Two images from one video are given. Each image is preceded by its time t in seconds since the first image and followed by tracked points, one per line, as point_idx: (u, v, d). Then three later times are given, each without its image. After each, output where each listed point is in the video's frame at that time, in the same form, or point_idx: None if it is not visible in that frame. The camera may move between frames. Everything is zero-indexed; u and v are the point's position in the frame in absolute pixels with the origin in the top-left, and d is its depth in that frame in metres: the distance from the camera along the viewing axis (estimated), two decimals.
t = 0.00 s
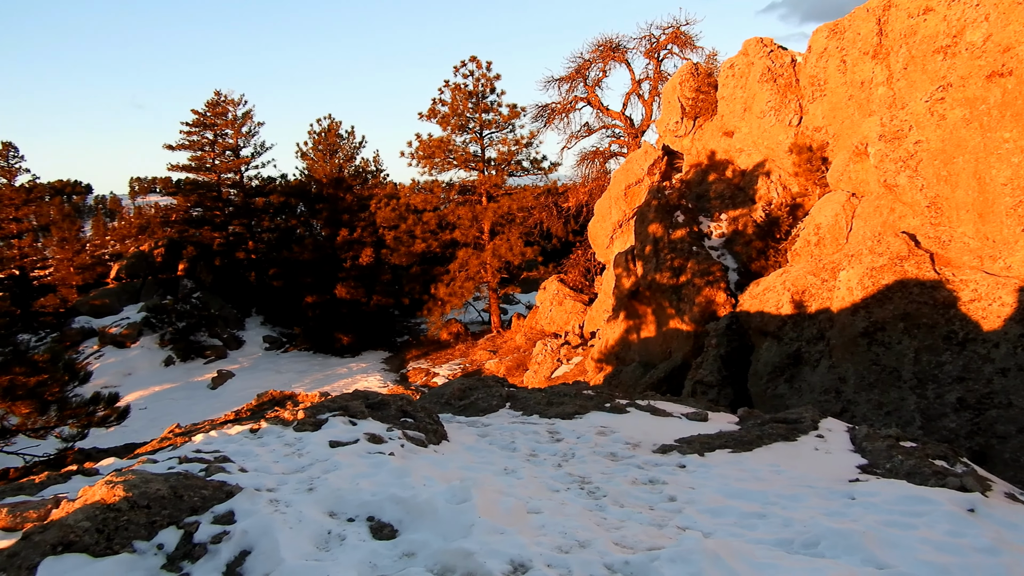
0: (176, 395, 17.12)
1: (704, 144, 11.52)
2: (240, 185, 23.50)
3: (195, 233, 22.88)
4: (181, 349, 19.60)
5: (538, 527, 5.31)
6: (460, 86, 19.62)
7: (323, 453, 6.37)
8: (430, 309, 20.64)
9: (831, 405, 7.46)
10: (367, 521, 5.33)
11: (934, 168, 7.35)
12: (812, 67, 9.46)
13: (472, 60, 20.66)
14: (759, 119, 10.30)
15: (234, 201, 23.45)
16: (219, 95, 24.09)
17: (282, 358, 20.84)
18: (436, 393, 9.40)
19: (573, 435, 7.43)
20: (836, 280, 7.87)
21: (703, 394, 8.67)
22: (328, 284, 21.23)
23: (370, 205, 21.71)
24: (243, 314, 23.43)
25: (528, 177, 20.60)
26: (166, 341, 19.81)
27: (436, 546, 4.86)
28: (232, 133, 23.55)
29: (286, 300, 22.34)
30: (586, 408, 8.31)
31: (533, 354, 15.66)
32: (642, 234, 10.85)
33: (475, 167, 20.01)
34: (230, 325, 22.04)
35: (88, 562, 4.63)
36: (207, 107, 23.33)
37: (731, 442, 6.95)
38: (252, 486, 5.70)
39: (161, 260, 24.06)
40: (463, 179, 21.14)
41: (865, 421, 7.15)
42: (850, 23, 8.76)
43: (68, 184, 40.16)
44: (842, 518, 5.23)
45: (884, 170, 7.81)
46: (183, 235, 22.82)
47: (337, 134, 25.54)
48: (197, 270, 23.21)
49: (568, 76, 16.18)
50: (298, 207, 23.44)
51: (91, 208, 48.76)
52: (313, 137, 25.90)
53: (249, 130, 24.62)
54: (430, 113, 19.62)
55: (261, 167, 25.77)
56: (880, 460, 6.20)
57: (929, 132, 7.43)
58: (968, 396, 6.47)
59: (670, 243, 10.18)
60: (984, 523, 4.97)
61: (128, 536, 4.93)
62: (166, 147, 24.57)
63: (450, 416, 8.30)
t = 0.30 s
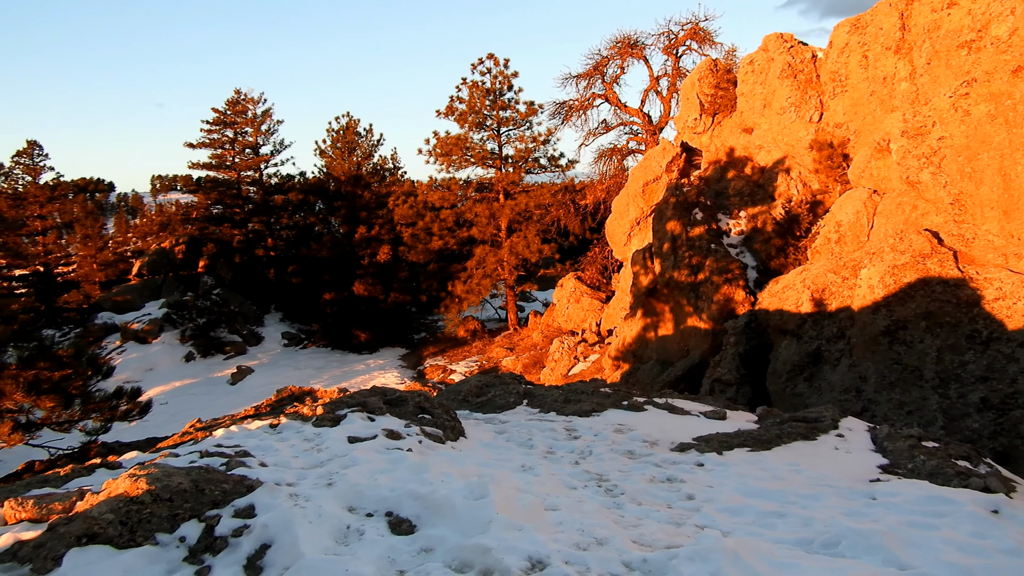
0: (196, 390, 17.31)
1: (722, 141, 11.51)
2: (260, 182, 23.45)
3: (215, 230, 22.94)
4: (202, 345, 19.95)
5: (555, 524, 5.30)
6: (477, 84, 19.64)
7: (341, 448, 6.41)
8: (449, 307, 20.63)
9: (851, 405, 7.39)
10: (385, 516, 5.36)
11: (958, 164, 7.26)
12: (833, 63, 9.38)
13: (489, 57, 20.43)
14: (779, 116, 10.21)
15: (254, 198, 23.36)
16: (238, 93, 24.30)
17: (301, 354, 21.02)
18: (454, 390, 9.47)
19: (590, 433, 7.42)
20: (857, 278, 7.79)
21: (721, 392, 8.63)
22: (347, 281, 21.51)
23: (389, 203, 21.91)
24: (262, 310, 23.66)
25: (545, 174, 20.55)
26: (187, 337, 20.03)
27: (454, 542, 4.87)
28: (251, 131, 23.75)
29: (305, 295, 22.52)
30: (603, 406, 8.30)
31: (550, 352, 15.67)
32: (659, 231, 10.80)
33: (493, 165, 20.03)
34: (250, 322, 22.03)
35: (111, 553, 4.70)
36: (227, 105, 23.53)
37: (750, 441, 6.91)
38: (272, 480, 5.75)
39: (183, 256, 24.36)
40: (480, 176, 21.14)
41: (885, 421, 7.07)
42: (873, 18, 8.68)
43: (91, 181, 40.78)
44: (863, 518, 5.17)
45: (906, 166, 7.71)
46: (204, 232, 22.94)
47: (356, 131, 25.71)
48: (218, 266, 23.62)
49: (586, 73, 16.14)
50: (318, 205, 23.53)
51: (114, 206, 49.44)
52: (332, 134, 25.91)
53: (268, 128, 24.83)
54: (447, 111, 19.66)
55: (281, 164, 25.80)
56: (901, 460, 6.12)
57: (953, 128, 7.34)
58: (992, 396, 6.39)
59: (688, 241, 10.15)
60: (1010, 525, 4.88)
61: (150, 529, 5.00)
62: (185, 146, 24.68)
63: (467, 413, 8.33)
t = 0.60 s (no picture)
0: (215, 387, 17.49)
1: (740, 137, 11.38)
2: (277, 181, 23.95)
3: (234, 228, 23.19)
4: (220, 342, 20.05)
5: (572, 522, 5.29)
6: (493, 82, 19.65)
7: (359, 445, 6.45)
8: (465, 305, 20.74)
9: (871, 404, 7.31)
10: (403, 512, 5.37)
11: (981, 161, 7.16)
12: (853, 59, 9.24)
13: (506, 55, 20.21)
14: (798, 113, 10.12)
15: (272, 196, 23.79)
16: (257, 93, 24.50)
17: (318, 352, 21.17)
18: (471, 388, 9.53)
19: (607, 431, 7.40)
20: (877, 276, 7.70)
21: (738, 391, 8.60)
22: (364, 280, 21.64)
23: (405, 201, 21.90)
24: (281, 308, 23.89)
25: (562, 172, 20.49)
26: (206, 334, 20.20)
27: (471, 539, 4.88)
28: (269, 130, 23.93)
29: (322, 294, 22.79)
30: (620, 404, 8.29)
31: (566, 350, 15.66)
32: (676, 229, 10.72)
33: (509, 163, 20.02)
34: (268, 319, 22.42)
35: (134, 547, 4.76)
36: (246, 105, 23.77)
37: (768, 440, 6.86)
38: (291, 476, 5.79)
39: (201, 255, 24.69)
40: (496, 175, 21.15)
41: (906, 421, 6.99)
42: (894, 13, 8.58)
43: (114, 181, 41.40)
44: (884, 519, 5.10)
45: (928, 163, 7.61)
46: (222, 230, 23.36)
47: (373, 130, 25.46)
48: (237, 264, 23.64)
49: (602, 71, 16.10)
50: (335, 203, 23.73)
51: (134, 205, 50.08)
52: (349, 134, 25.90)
53: (286, 127, 25.04)
54: (463, 109, 19.69)
55: (298, 164, 26.05)
56: (923, 460, 6.04)
57: (976, 124, 7.22)
58: (1015, 396, 6.32)
59: (706, 238, 10.07)
60: None
61: (172, 523, 5.06)
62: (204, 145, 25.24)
63: (483, 411, 8.35)
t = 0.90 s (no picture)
0: (232, 384, 17.66)
1: (758, 135, 11.35)
2: (294, 179, 24.17)
3: (251, 227, 23.43)
4: (237, 340, 20.23)
5: (589, 521, 5.28)
6: (509, 80, 19.61)
7: (376, 443, 6.48)
8: (480, 303, 20.55)
9: (890, 403, 7.24)
10: (420, 510, 5.39)
11: (1003, 158, 7.05)
12: (873, 55, 9.22)
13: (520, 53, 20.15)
14: (817, 109, 10.04)
15: (289, 195, 23.64)
16: (274, 92, 24.67)
17: (335, 349, 21.30)
18: (487, 385, 9.59)
19: (623, 430, 7.39)
20: (897, 275, 7.61)
21: (755, 390, 8.57)
22: (379, 278, 21.78)
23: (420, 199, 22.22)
24: (297, 305, 24.10)
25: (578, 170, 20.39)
26: (223, 331, 20.40)
27: (488, 537, 4.88)
28: (286, 129, 24.08)
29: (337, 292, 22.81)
30: (636, 403, 8.26)
31: (581, 348, 15.62)
32: (693, 227, 10.66)
33: (525, 161, 19.97)
34: (285, 317, 22.68)
35: (155, 542, 4.81)
36: (263, 104, 23.94)
37: (786, 440, 6.82)
38: (309, 473, 5.83)
39: (220, 253, 24.49)
40: (512, 172, 21.12)
41: (926, 421, 6.91)
42: (915, 8, 8.47)
43: (134, 179, 41.98)
44: (904, 519, 5.04)
45: (949, 160, 7.55)
46: (240, 228, 23.52)
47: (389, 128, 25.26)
48: (253, 263, 23.75)
49: (618, 68, 16.04)
50: (351, 201, 23.61)
51: (153, 203, 50.78)
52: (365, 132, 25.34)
53: (303, 126, 25.17)
54: (479, 108, 19.70)
55: (315, 162, 26.32)
56: (943, 460, 5.97)
57: (998, 120, 7.15)
58: None
59: (723, 237, 10.02)
60: None
61: (192, 519, 5.11)
62: (222, 142, 25.60)
63: (499, 409, 8.37)
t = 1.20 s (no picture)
0: (248, 380, 17.82)
1: (775, 132, 11.28)
2: (310, 178, 23.92)
3: (268, 224, 23.21)
4: (254, 337, 20.36)
5: (604, 520, 5.28)
6: (524, 78, 19.56)
7: (391, 440, 6.50)
8: (495, 301, 20.69)
9: (909, 404, 7.16)
10: (435, 507, 5.41)
11: None
12: (892, 51, 9.11)
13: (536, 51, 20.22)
14: (835, 106, 9.98)
15: (304, 194, 23.53)
16: (290, 92, 24.79)
17: (350, 347, 21.42)
18: (501, 383, 9.62)
19: (638, 429, 7.37)
20: (916, 274, 7.53)
21: (771, 389, 8.52)
22: (394, 275, 22.01)
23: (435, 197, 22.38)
24: (313, 303, 24.28)
25: (593, 168, 20.27)
26: (240, 329, 20.60)
27: (504, 535, 4.89)
28: (303, 128, 24.23)
29: (353, 290, 23.17)
30: (652, 402, 8.24)
31: (595, 347, 15.59)
32: (709, 225, 10.58)
33: (540, 159, 19.92)
34: (301, 315, 22.61)
35: (174, 537, 4.87)
36: (279, 103, 24.09)
37: (803, 439, 6.78)
38: (325, 470, 5.87)
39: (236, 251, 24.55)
40: (527, 171, 21.09)
41: (946, 421, 6.84)
42: (935, 4, 8.36)
43: (152, 178, 42.42)
44: (923, 521, 4.98)
45: (970, 158, 7.47)
46: (256, 226, 23.19)
47: (404, 126, 24.56)
48: (270, 261, 23.68)
49: (633, 66, 15.95)
50: (365, 200, 24.05)
51: (171, 202, 51.33)
52: (381, 131, 24.91)
53: (319, 125, 25.29)
54: (495, 106, 19.70)
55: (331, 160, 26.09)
56: (964, 461, 5.90)
57: (1020, 117, 7.12)
58: None
59: (739, 235, 9.95)
60: None
61: (210, 514, 5.16)
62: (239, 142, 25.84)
63: (514, 407, 8.39)
